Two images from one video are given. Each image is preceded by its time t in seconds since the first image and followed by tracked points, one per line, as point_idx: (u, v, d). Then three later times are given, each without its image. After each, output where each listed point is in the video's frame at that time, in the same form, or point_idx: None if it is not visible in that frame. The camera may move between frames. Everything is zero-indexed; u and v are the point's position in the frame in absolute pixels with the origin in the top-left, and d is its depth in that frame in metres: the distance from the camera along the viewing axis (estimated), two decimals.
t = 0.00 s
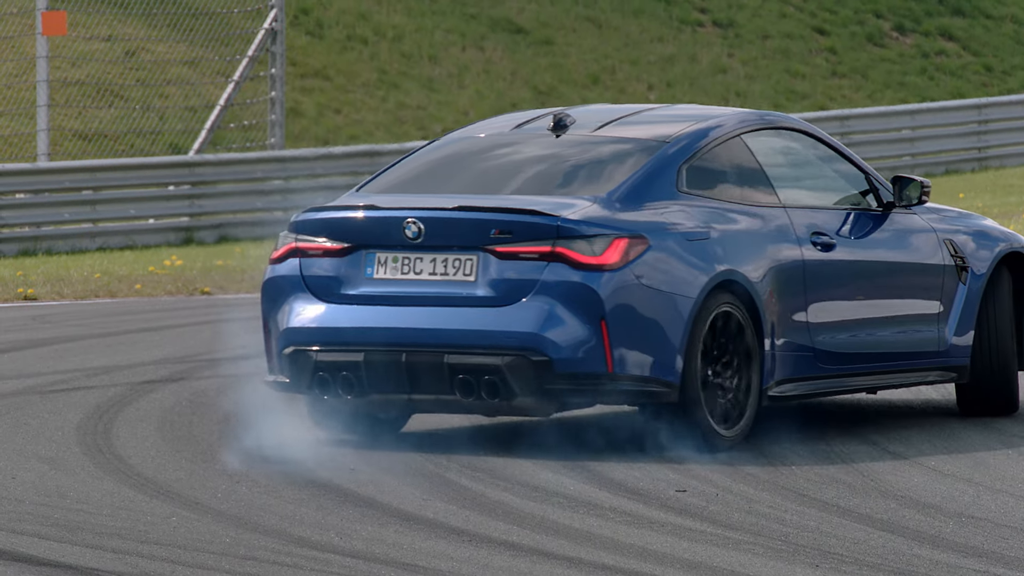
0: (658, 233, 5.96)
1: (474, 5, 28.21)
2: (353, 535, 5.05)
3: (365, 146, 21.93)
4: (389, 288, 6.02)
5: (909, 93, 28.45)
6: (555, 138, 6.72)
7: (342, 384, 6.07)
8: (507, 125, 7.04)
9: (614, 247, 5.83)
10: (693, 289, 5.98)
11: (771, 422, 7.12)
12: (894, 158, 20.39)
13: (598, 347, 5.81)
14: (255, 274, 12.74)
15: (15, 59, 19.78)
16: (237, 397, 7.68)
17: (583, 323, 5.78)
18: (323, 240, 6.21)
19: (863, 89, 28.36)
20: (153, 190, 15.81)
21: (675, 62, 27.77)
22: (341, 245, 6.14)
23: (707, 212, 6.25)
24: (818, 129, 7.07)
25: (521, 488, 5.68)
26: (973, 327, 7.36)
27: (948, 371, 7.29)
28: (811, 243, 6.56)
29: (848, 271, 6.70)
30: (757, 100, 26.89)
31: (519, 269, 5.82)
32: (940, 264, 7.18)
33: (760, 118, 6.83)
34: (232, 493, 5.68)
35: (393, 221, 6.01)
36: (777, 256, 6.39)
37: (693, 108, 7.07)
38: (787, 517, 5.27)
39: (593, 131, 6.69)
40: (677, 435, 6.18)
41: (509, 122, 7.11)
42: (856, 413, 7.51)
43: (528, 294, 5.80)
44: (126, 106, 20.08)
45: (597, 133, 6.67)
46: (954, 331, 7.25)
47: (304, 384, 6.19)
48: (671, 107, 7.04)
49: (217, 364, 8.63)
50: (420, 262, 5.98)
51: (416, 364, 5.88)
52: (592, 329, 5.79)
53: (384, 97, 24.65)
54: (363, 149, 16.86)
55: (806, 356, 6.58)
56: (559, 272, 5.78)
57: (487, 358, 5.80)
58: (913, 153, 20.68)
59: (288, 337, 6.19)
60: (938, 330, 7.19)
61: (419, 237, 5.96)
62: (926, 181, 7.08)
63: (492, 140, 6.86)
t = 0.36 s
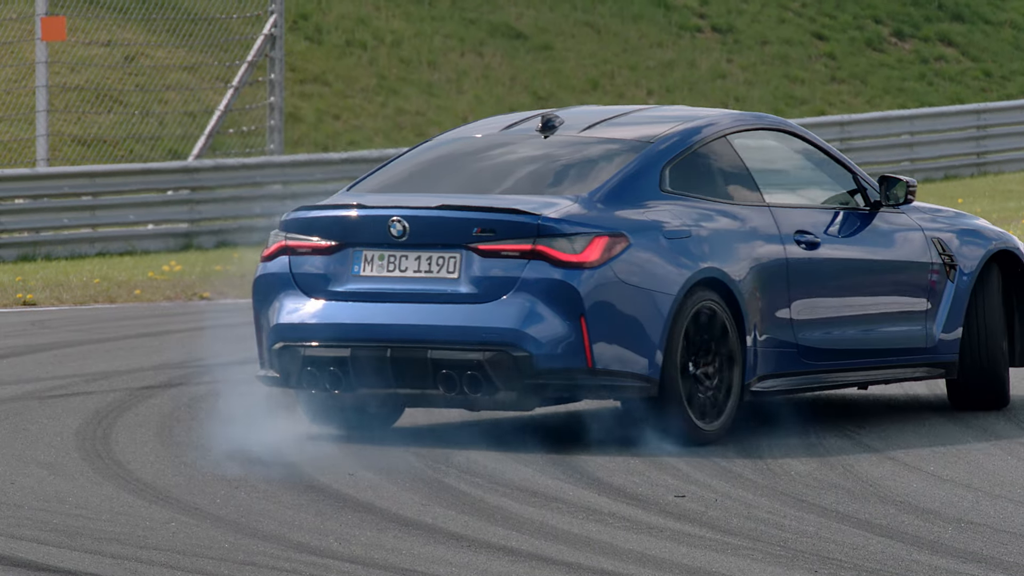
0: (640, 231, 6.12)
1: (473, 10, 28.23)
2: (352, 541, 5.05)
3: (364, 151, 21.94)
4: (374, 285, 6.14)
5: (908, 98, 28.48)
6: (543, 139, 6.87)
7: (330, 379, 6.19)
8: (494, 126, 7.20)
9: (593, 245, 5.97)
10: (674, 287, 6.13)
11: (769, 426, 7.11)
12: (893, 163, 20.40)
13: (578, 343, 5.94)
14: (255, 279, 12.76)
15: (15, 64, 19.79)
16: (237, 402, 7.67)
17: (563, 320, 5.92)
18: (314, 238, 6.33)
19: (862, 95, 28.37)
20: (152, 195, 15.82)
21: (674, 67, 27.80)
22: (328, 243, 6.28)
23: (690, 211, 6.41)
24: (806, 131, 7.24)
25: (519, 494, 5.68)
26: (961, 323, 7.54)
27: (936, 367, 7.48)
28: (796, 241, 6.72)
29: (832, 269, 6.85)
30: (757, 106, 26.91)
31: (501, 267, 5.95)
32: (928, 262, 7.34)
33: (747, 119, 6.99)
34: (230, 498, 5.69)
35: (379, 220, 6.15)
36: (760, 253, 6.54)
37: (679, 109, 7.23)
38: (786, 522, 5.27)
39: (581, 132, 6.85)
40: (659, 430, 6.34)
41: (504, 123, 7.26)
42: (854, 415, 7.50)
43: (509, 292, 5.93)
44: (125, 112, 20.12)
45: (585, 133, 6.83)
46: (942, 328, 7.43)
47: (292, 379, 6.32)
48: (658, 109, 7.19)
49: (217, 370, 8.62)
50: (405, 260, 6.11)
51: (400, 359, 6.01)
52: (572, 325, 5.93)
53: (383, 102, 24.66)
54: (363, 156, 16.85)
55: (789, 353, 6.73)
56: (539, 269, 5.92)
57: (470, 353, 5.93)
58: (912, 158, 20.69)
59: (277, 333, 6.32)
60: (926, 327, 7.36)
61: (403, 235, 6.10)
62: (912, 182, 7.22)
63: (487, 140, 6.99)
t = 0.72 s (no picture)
0: (622, 227, 6.37)
1: (470, 14, 28.26)
2: (348, 545, 5.05)
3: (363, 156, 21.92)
4: (363, 281, 6.40)
5: (905, 102, 28.54)
6: (533, 138, 7.11)
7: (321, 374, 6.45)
8: (485, 126, 7.43)
9: (576, 242, 6.21)
10: (656, 282, 6.38)
11: (764, 429, 7.12)
12: (890, 167, 20.44)
13: (561, 338, 6.19)
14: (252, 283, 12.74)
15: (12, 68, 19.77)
16: (234, 406, 7.66)
17: (546, 315, 6.16)
18: (305, 236, 6.58)
19: (859, 99, 28.41)
20: (148, 200, 15.82)
21: (671, 71, 27.85)
22: (318, 240, 6.52)
23: (675, 208, 6.65)
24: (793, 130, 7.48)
25: (517, 498, 5.68)
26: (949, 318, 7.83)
27: (926, 362, 7.76)
28: (782, 239, 6.98)
29: (817, 266, 7.10)
30: (754, 110, 26.93)
31: (485, 263, 6.19)
32: (917, 257, 7.62)
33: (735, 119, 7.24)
34: (227, 502, 5.69)
35: (368, 217, 6.39)
36: (743, 250, 6.79)
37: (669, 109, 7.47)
38: (782, 526, 5.28)
39: (570, 131, 7.08)
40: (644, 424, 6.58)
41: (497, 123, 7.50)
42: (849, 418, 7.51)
43: (494, 288, 6.18)
44: (121, 116, 20.12)
45: (573, 133, 7.06)
46: (930, 324, 7.70)
47: (284, 372, 6.58)
48: (648, 109, 7.43)
49: (213, 374, 8.63)
50: (393, 256, 6.36)
51: (388, 354, 6.26)
52: (555, 320, 6.17)
53: (380, 106, 24.67)
54: (362, 160, 16.83)
55: (773, 347, 6.98)
56: (523, 265, 6.16)
57: (455, 348, 6.17)
58: (909, 162, 20.73)
59: (270, 328, 6.58)
60: (915, 322, 7.63)
61: (391, 232, 6.34)
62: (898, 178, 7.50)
63: (479, 140, 7.23)
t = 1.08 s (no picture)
0: (609, 224, 6.55)
1: (464, 17, 28.28)
2: (343, 548, 5.05)
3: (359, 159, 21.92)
4: (355, 277, 6.58)
5: (900, 105, 28.59)
6: (523, 137, 7.29)
7: (315, 368, 6.63)
8: (477, 126, 7.61)
9: (562, 238, 6.40)
10: (643, 278, 6.56)
11: (761, 431, 7.11)
12: (886, 170, 20.46)
13: (548, 332, 6.38)
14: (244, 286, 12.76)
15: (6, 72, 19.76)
16: (227, 410, 7.66)
17: (533, 311, 6.36)
18: (299, 234, 6.77)
19: (854, 102, 28.44)
20: (142, 203, 15.82)
21: (665, 74, 27.89)
22: (312, 238, 6.72)
23: (662, 205, 6.83)
24: (780, 127, 7.66)
25: (510, 503, 5.67)
26: (937, 312, 8.00)
27: (914, 355, 7.94)
28: (769, 235, 7.16)
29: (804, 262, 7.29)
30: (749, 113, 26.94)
31: (474, 260, 6.39)
32: (906, 253, 7.81)
33: (723, 117, 7.42)
34: (221, 505, 5.69)
35: (360, 215, 6.58)
36: (730, 246, 6.97)
37: (659, 108, 7.65)
38: (776, 529, 5.28)
39: (560, 131, 7.26)
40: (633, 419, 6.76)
41: (491, 123, 7.68)
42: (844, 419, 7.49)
43: (482, 284, 6.37)
44: (115, 120, 20.11)
45: (564, 132, 7.24)
46: (918, 318, 7.90)
47: (279, 368, 6.77)
48: (638, 109, 7.60)
49: (208, 377, 8.62)
50: (384, 253, 6.55)
51: (379, 348, 6.45)
52: (541, 315, 6.36)
53: (374, 110, 24.66)
54: (357, 163, 16.80)
55: (762, 342, 7.16)
56: (510, 261, 6.36)
57: (444, 343, 6.35)
58: (904, 165, 20.75)
59: (265, 324, 6.77)
60: (903, 317, 7.82)
61: (382, 230, 6.54)
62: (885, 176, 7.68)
63: (471, 140, 7.41)
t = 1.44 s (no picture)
0: (596, 220, 6.72)
1: (455, 19, 28.30)
2: (333, 550, 5.05)
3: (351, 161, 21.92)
4: (347, 273, 6.77)
5: (890, 108, 28.64)
6: (515, 135, 7.47)
7: (307, 362, 6.81)
8: (470, 125, 7.79)
9: (549, 234, 6.57)
10: (629, 273, 6.73)
11: (751, 430, 7.09)
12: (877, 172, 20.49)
13: (536, 327, 6.55)
14: (235, 288, 12.76)
15: None
16: (217, 412, 7.66)
17: (520, 306, 6.53)
18: (292, 230, 6.96)
19: (845, 104, 28.48)
20: (133, 205, 15.79)
21: (656, 76, 27.93)
22: (305, 235, 6.91)
23: (648, 202, 7.01)
24: (768, 125, 7.82)
25: (501, 505, 5.67)
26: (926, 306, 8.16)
27: (902, 348, 8.09)
28: (757, 231, 7.33)
29: (790, 258, 7.46)
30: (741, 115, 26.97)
31: (462, 255, 6.56)
32: (893, 248, 7.97)
33: (711, 115, 7.58)
34: (211, 507, 5.69)
35: (352, 212, 6.77)
36: (717, 242, 7.15)
37: (650, 107, 7.82)
38: (767, 532, 5.30)
39: (551, 129, 7.44)
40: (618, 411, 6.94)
41: (484, 121, 7.86)
42: (833, 416, 7.47)
43: (470, 279, 6.55)
44: (106, 123, 20.09)
45: (554, 131, 7.41)
46: (907, 312, 8.05)
47: (272, 362, 6.95)
48: (630, 107, 7.77)
49: (198, 379, 8.60)
50: (375, 250, 6.73)
51: (370, 343, 6.63)
52: (529, 309, 6.54)
53: (365, 112, 24.65)
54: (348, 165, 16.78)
55: (749, 336, 7.33)
56: (498, 257, 6.53)
57: (434, 337, 6.54)
58: (895, 168, 20.76)
59: (259, 319, 6.96)
60: (891, 311, 7.98)
61: (373, 227, 6.72)
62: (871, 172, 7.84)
63: (464, 138, 7.59)
